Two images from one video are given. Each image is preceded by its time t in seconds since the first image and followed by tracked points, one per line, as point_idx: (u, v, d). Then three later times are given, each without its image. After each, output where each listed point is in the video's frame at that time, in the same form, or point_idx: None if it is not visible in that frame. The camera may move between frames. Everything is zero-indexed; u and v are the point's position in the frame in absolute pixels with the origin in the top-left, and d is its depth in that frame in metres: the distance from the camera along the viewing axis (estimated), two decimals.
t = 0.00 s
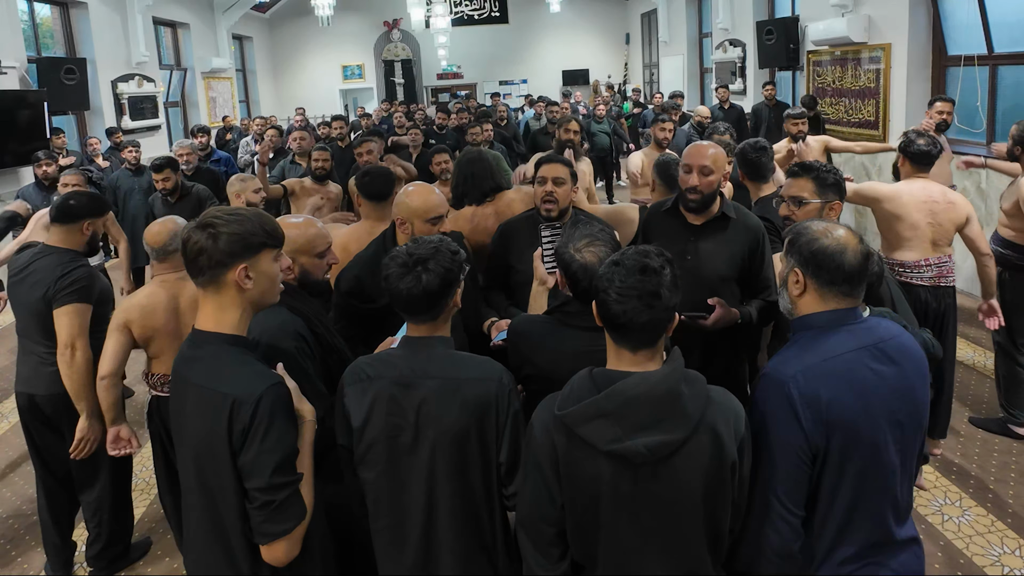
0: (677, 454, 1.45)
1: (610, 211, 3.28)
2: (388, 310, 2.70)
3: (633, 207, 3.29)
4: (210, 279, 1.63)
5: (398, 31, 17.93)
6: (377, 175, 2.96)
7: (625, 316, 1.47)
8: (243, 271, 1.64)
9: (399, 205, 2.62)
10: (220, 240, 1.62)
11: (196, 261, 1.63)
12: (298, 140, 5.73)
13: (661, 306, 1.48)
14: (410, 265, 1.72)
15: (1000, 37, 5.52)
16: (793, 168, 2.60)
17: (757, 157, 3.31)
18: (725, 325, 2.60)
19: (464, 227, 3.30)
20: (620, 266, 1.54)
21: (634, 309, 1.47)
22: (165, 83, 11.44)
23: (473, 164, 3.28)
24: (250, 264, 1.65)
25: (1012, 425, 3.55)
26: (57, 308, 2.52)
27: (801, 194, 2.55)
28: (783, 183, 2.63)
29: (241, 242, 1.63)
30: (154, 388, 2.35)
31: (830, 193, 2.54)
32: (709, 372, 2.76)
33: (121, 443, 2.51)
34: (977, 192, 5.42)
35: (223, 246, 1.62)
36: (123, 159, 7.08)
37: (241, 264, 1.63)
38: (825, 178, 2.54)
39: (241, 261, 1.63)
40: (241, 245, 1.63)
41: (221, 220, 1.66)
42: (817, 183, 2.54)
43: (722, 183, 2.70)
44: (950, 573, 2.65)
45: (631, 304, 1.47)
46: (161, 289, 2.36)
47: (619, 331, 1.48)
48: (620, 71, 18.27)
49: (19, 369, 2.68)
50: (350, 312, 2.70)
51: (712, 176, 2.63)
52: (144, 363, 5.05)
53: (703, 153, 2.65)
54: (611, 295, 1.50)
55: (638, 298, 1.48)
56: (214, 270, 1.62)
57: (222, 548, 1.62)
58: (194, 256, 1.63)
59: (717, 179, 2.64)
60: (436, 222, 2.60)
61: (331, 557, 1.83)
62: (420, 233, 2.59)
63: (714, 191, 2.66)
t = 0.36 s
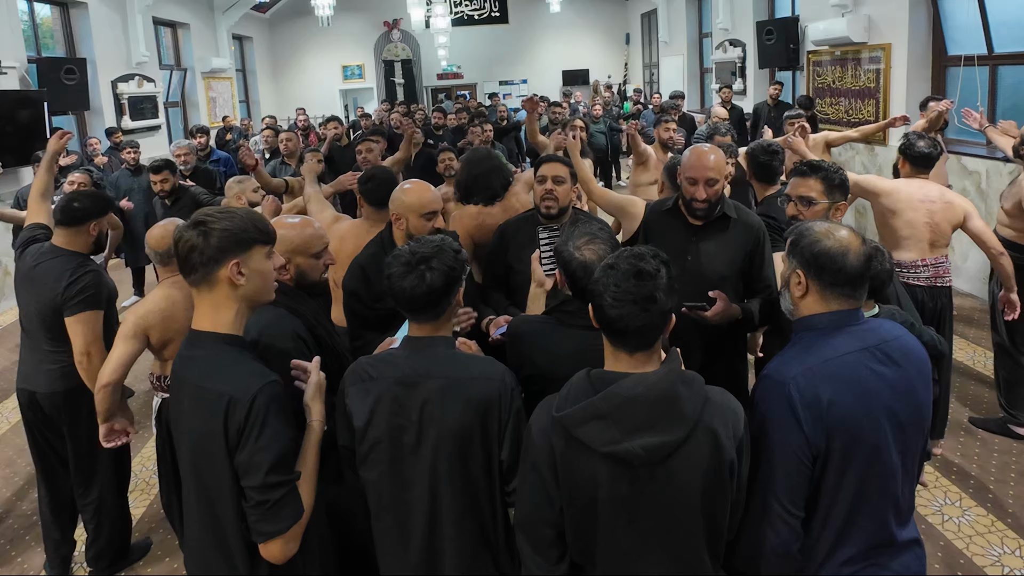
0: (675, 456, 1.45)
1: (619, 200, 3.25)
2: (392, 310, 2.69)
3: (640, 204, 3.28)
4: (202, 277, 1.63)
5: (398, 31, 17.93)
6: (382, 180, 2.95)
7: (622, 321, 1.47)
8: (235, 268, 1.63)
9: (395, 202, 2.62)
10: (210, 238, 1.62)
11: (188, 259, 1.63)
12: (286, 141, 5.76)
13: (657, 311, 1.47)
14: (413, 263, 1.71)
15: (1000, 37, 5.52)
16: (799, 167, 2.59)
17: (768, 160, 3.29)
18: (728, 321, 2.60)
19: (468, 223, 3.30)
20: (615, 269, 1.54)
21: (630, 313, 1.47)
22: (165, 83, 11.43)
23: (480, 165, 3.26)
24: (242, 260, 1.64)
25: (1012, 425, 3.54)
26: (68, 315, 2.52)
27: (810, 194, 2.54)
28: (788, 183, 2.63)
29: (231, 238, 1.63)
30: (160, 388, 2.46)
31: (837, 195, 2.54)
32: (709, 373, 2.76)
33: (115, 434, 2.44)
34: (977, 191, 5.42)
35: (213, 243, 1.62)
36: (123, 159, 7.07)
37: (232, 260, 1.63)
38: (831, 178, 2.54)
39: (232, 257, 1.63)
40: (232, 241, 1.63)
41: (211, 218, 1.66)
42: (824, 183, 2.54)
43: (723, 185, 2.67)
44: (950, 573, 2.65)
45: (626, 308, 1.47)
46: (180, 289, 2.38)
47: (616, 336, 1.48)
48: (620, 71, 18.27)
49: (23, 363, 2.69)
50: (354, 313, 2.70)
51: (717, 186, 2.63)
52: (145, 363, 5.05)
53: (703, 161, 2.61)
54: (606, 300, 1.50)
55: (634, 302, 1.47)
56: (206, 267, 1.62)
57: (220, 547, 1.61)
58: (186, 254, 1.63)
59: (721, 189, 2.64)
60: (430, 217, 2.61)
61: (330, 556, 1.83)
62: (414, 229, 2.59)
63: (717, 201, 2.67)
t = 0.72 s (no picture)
0: (674, 454, 1.45)
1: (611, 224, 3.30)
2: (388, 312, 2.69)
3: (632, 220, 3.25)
4: (203, 274, 1.63)
5: (398, 31, 17.92)
6: (351, 184, 2.96)
7: (625, 312, 1.46)
8: (237, 264, 1.64)
9: (396, 204, 2.63)
10: (212, 234, 1.63)
11: (189, 256, 1.63)
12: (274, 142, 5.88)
13: (661, 301, 1.48)
14: (413, 263, 1.71)
15: (1000, 37, 5.52)
16: (800, 167, 2.59)
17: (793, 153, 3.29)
18: (726, 320, 2.62)
19: (475, 217, 3.40)
20: (619, 263, 1.54)
21: (633, 304, 1.47)
22: (165, 83, 11.43)
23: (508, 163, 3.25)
24: (243, 257, 1.65)
25: (1012, 425, 3.54)
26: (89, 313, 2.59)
27: (810, 192, 2.55)
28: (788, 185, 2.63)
29: (232, 234, 1.64)
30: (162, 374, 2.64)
31: (836, 194, 2.55)
32: (709, 373, 2.76)
33: (145, 420, 2.69)
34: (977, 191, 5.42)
35: (214, 240, 1.62)
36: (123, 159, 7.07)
37: (233, 256, 1.63)
38: (831, 177, 2.54)
39: (233, 253, 1.63)
40: (233, 237, 1.64)
41: (211, 215, 1.66)
42: (824, 183, 2.54)
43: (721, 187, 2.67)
44: (950, 573, 2.65)
45: (630, 299, 1.47)
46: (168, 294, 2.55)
47: (618, 327, 1.47)
48: (620, 71, 18.27)
49: (21, 371, 2.63)
50: (352, 314, 2.69)
51: (713, 190, 2.63)
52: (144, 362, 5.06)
53: (700, 164, 2.60)
54: (610, 291, 1.50)
55: (637, 292, 1.48)
56: (207, 264, 1.62)
57: (220, 546, 1.61)
58: (187, 251, 1.63)
59: (717, 189, 2.64)
60: (431, 222, 2.61)
61: (328, 556, 1.83)
62: (415, 233, 2.60)
63: (714, 204, 2.68)
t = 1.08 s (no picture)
0: (674, 451, 1.45)
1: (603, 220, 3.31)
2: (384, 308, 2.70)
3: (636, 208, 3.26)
4: (200, 275, 1.63)
5: (398, 31, 17.92)
6: (326, 186, 2.96)
7: (628, 329, 1.46)
8: (234, 266, 1.64)
9: (393, 200, 2.64)
10: (208, 237, 1.63)
11: (186, 258, 1.63)
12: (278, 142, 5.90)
13: (663, 319, 1.48)
14: (409, 269, 1.72)
15: (1000, 37, 5.53)
16: (813, 163, 2.60)
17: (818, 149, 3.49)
18: (723, 321, 2.61)
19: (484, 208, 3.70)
20: (618, 277, 1.51)
21: (637, 323, 1.46)
22: (165, 83, 11.44)
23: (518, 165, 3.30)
24: (241, 259, 1.65)
25: (1012, 425, 3.54)
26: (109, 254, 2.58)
27: (814, 185, 2.55)
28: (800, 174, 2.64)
29: (229, 235, 1.64)
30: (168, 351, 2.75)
31: (844, 191, 2.54)
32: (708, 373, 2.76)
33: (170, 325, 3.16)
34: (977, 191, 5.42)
35: (211, 242, 1.62)
36: (123, 159, 7.08)
37: (231, 257, 1.64)
38: (842, 173, 2.55)
39: (230, 254, 1.64)
40: (229, 239, 1.64)
41: (207, 217, 1.66)
42: (835, 178, 2.54)
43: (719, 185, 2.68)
44: (950, 573, 2.65)
45: (634, 318, 1.46)
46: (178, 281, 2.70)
47: (620, 341, 1.48)
48: (620, 71, 18.27)
49: (12, 374, 2.59)
50: (348, 306, 2.70)
51: (711, 188, 2.63)
52: (145, 362, 5.07)
53: (699, 162, 2.60)
54: (611, 309, 1.49)
55: (641, 311, 1.47)
56: (204, 266, 1.62)
57: (216, 547, 1.62)
58: (184, 254, 1.63)
59: (715, 189, 2.64)
60: (428, 213, 2.62)
61: (325, 556, 1.83)
62: (412, 227, 2.61)
63: (711, 202, 2.67)
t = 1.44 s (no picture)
0: (676, 453, 1.45)
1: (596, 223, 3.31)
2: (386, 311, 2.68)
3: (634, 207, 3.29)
4: (199, 279, 1.63)
5: (398, 31, 17.92)
6: (320, 189, 2.97)
7: (625, 324, 1.46)
8: (234, 270, 1.64)
9: (394, 200, 2.64)
10: (207, 240, 1.63)
11: (185, 261, 1.63)
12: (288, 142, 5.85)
13: (660, 311, 1.48)
14: (407, 267, 1.72)
15: (1000, 37, 5.53)
16: (816, 163, 2.58)
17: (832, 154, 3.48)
18: (721, 323, 2.59)
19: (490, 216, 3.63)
20: (614, 271, 1.53)
21: (634, 316, 1.46)
22: (165, 83, 11.44)
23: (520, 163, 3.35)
24: (241, 262, 1.65)
25: (1012, 425, 3.54)
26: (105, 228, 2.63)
27: (819, 189, 2.54)
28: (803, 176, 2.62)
29: (228, 240, 1.64)
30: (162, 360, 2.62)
31: (847, 196, 2.52)
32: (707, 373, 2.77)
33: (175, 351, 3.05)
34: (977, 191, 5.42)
35: (210, 246, 1.62)
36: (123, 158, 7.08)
37: (230, 263, 1.63)
38: (846, 178, 2.52)
39: (229, 259, 1.63)
40: (229, 243, 1.64)
41: (207, 219, 1.66)
42: (837, 181, 2.52)
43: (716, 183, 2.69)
44: (950, 573, 2.65)
45: (630, 310, 1.47)
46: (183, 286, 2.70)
47: (616, 338, 1.48)
48: (620, 71, 18.27)
49: (15, 371, 2.57)
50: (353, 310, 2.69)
51: (706, 188, 2.63)
52: (145, 363, 5.06)
53: (698, 163, 2.59)
54: (608, 303, 1.49)
55: (637, 303, 1.47)
56: (203, 269, 1.62)
57: (214, 549, 1.62)
58: (183, 257, 1.63)
59: (712, 189, 2.64)
60: (425, 217, 2.61)
61: (323, 557, 1.84)
62: (410, 229, 2.61)
63: (708, 200, 2.67)
